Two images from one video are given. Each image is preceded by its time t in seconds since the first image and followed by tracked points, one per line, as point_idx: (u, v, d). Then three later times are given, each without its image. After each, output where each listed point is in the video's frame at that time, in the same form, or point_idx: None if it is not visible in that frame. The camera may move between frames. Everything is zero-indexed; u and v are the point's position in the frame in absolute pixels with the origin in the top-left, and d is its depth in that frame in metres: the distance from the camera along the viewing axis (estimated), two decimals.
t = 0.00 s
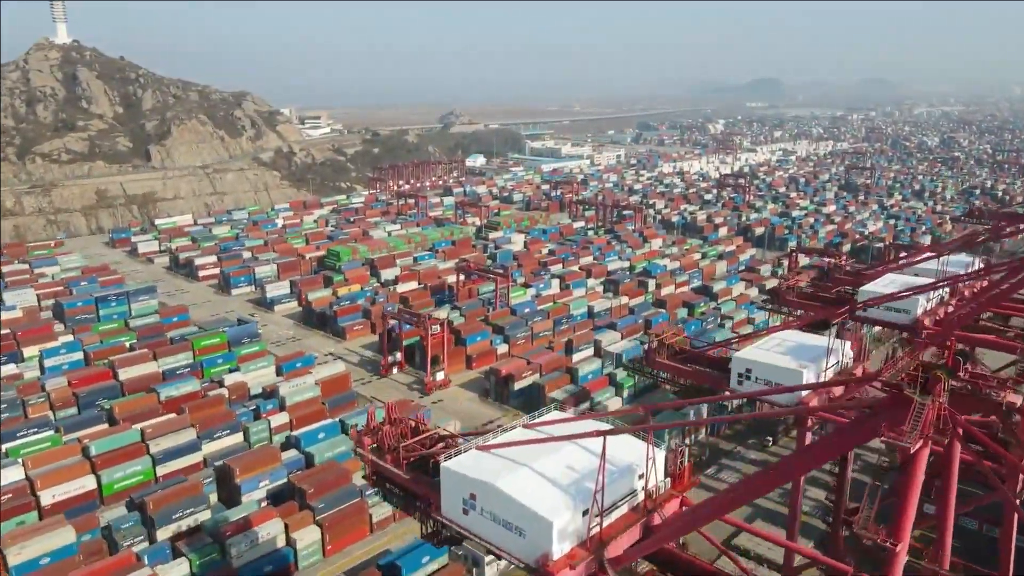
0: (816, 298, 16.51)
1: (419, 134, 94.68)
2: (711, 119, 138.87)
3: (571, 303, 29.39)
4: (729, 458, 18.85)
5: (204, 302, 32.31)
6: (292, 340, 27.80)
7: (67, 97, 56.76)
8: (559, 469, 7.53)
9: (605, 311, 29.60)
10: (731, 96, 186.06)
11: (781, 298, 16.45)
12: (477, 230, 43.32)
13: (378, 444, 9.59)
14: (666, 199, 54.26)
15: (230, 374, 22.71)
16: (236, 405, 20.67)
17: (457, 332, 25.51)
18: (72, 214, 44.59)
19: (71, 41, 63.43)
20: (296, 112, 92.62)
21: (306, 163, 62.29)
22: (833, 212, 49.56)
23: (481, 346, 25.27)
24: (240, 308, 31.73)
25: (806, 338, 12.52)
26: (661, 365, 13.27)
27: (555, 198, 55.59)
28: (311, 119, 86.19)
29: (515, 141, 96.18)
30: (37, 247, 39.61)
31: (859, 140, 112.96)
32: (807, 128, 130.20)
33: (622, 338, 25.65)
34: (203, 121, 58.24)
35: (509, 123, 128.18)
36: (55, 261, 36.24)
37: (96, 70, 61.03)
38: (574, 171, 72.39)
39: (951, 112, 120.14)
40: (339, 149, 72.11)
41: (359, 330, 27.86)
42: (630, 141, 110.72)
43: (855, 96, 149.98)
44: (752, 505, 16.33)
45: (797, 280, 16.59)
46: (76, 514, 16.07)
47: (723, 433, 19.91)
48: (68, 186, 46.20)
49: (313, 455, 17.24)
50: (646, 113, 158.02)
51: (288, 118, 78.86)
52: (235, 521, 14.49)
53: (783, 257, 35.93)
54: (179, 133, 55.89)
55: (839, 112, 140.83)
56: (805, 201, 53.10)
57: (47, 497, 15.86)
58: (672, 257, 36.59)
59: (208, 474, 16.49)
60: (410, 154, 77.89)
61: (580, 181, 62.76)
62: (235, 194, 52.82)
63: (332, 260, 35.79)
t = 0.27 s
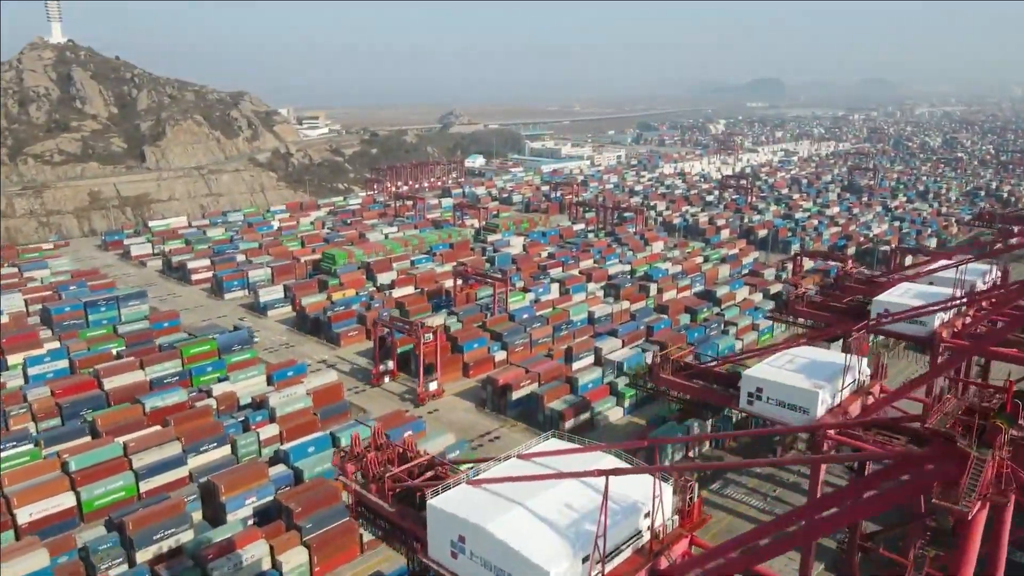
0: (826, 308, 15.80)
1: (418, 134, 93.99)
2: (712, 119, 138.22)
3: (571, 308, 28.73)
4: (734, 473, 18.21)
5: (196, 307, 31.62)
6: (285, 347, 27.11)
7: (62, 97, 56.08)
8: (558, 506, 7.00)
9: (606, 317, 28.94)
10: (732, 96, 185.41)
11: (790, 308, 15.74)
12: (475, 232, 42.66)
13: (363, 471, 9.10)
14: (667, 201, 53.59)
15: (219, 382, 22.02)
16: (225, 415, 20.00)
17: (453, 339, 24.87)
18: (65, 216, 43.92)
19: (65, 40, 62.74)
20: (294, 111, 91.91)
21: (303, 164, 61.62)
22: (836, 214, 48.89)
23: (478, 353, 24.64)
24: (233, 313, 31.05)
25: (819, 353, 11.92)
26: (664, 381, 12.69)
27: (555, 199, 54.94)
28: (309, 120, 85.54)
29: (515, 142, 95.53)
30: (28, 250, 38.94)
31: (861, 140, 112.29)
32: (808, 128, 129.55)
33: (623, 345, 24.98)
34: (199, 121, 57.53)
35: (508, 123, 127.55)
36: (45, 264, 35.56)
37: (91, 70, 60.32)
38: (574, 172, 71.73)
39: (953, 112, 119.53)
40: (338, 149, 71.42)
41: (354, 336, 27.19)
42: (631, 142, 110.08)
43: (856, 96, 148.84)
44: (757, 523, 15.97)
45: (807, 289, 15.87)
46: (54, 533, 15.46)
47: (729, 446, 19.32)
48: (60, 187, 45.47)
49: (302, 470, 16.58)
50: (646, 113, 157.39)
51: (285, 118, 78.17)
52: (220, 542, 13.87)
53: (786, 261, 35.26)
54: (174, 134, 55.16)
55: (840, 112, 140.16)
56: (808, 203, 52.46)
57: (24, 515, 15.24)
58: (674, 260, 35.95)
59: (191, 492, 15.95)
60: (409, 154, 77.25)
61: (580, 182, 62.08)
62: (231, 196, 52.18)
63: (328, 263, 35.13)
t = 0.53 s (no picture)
0: (838, 319, 15.03)
1: (417, 135, 93.19)
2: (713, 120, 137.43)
3: (571, 314, 28.03)
4: (741, 488, 17.54)
5: (188, 312, 30.90)
6: (278, 354, 26.39)
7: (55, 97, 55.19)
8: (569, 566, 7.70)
9: (607, 322, 28.28)
10: (732, 96, 184.71)
11: (799, 319, 15.05)
12: (474, 235, 41.99)
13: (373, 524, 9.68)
14: (668, 203, 52.88)
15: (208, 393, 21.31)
16: (213, 427, 19.32)
17: (449, 347, 24.19)
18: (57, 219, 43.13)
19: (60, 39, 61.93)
20: (291, 112, 91.05)
21: (300, 166, 61.03)
22: (840, 216, 48.21)
23: (475, 360, 23.98)
24: (226, 318, 30.35)
25: (839, 375, 11.54)
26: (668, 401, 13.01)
27: (555, 201, 54.23)
28: (307, 120, 84.80)
29: (514, 142, 94.78)
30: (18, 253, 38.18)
31: (863, 141, 111.58)
32: (809, 128, 128.88)
33: (624, 353, 24.28)
34: (194, 121, 56.78)
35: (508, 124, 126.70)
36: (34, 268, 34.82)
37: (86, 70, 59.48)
38: (574, 173, 70.95)
39: (955, 112, 118.93)
40: (335, 150, 70.65)
41: (348, 343, 26.52)
42: (632, 142, 109.31)
43: (858, 96, 148.14)
44: (766, 542, 15.31)
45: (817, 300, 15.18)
46: (29, 554, 14.79)
47: (734, 458, 18.69)
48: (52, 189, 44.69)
49: (290, 486, 15.85)
50: (646, 113, 156.60)
51: (283, 119, 77.33)
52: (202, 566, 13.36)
53: (790, 264, 34.60)
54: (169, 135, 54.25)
55: (841, 113, 139.45)
56: (811, 205, 51.81)
57: None
58: (676, 263, 35.28)
59: (174, 510, 15.33)
60: (407, 155, 76.46)
61: (580, 183, 61.36)
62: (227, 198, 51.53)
63: (323, 266, 34.44)
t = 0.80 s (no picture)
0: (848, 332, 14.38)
1: (416, 135, 92.56)
2: (713, 121, 136.87)
3: (570, 319, 27.39)
4: (747, 504, 16.90)
5: (180, 317, 30.26)
6: (271, 361, 25.73)
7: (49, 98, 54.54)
8: None
9: (608, 328, 27.63)
10: (733, 96, 184.02)
11: (809, 330, 14.37)
12: (472, 238, 41.36)
13: None
14: (669, 204, 52.20)
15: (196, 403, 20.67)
16: (199, 440, 18.69)
17: (445, 355, 23.49)
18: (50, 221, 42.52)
19: (55, 39, 61.34)
20: (290, 112, 90.43)
21: (296, 167, 60.58)
22: (843, 218, 47.56)
23: (472, 368, 23.34)
24: (218, 323, 29.71)
25: (859, 395, 11.52)
26: (674, 420, 13.15)
27: (554, 202, 53.61)
28: (305, 120, 84.18)
29: (514, 143, 94.18)
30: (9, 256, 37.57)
31: (865, 141, 110.98)
32: (810, 129, 128.20)
33: (625, 361, 23.59)
34: (190, 122, 56.15)
35: (508, 124, 126.08)
36: (24, 271, 34.20)
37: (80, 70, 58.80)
38: (574, 174, 70.31)
39: (957, 112, 118.21)
40: (333, 150, 69.98)
41: (342, 350, 25.89)
42: (632, 143, 108.73)
43: (859, 97, 147.50)
44: (774, 563, 14.69)
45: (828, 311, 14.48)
46: None
47: (739, 472, 18.06)
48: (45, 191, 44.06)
49: (277, 504, 15.14)
50: (647, 113, 155.96)
51: (280, 119, 76.71)
52: None
53: (795, 268, 33.90)
54: (164, 136, 53.58)
55: (843, 112, 138.77)
56: (814, 206, 51.17)
57: None
58: (678, 267, 34.64)
59: (156, 530, 14.66)
60: (406, 156, 75.86)
61: (580, 184, 60.68)
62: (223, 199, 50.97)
63: (318, 270, 33.80)
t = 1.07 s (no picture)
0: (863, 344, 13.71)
1: (415, 135, 91.89)
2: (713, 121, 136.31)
3: (570, 325, 26.75)
4: (753, 520, 16.29)
5: (170, 323, 29.58)
6: (263, 368, 25.04)
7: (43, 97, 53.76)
8: None
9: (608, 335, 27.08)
10: (733, 96, 183.41)
11: (820, 343, 13.69)
12: (470, 240, 40.73)
13: None
14: (670, 206, 51.53)
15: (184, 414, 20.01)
16: (185, 453, 18.05)
17: (441, 363, 22.85)
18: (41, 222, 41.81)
19: (49, 38, 60.59)
20: (287, 112, 89.73)
21: (294, 168, 60.08)
22: (847, 220, 46.95)
23: (468, 377, 22.70)
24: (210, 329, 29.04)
25: (877, 418, 11.40)
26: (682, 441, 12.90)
27: (554, 204, 52.97)
28: (302, 120, 83.49)
29: (513, 144, 93.53)
30: None
31: (866, 142, 110.42)
32: (811, 129, 127.51)
33: (626, 369, 22.94)
34: (186, 123, 55.34)
35: (507, 124, 125.38)
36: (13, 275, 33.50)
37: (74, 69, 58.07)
38: (574, 175, 69.65)
39: (958, 113, 117.67)
40: (331, 151, 69.23)
41: (336, 357, 25.26)
42: (632, 143, 108.07)
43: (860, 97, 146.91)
44: None
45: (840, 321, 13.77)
46: None
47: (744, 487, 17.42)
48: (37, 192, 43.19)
49: (263, 523, 14.47)
50: (647, 114, 155.25)
51: (277, 119, 75.99)
52: None
53: (799, 272, 33.29)
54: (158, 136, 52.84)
55: (844, 113, 138.17)
56: (817, 208, 50.57)
57: None
58: (679, 270, 34.01)
59: (135, 551, 13.98)
60: (404, 157, 75.19)
61: (580, 185, 60.00)
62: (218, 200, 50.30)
63: (313, 274, 33.16)
